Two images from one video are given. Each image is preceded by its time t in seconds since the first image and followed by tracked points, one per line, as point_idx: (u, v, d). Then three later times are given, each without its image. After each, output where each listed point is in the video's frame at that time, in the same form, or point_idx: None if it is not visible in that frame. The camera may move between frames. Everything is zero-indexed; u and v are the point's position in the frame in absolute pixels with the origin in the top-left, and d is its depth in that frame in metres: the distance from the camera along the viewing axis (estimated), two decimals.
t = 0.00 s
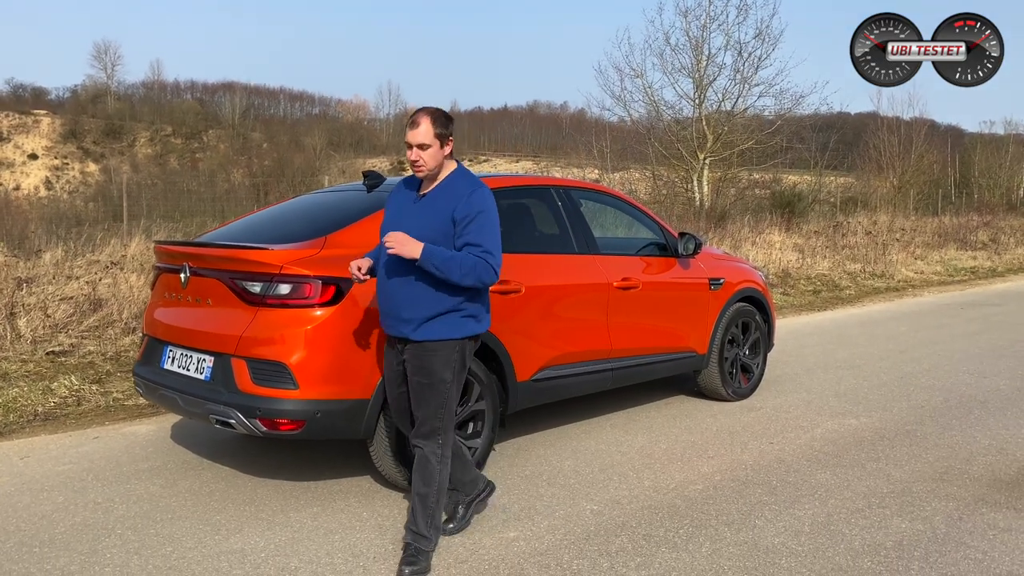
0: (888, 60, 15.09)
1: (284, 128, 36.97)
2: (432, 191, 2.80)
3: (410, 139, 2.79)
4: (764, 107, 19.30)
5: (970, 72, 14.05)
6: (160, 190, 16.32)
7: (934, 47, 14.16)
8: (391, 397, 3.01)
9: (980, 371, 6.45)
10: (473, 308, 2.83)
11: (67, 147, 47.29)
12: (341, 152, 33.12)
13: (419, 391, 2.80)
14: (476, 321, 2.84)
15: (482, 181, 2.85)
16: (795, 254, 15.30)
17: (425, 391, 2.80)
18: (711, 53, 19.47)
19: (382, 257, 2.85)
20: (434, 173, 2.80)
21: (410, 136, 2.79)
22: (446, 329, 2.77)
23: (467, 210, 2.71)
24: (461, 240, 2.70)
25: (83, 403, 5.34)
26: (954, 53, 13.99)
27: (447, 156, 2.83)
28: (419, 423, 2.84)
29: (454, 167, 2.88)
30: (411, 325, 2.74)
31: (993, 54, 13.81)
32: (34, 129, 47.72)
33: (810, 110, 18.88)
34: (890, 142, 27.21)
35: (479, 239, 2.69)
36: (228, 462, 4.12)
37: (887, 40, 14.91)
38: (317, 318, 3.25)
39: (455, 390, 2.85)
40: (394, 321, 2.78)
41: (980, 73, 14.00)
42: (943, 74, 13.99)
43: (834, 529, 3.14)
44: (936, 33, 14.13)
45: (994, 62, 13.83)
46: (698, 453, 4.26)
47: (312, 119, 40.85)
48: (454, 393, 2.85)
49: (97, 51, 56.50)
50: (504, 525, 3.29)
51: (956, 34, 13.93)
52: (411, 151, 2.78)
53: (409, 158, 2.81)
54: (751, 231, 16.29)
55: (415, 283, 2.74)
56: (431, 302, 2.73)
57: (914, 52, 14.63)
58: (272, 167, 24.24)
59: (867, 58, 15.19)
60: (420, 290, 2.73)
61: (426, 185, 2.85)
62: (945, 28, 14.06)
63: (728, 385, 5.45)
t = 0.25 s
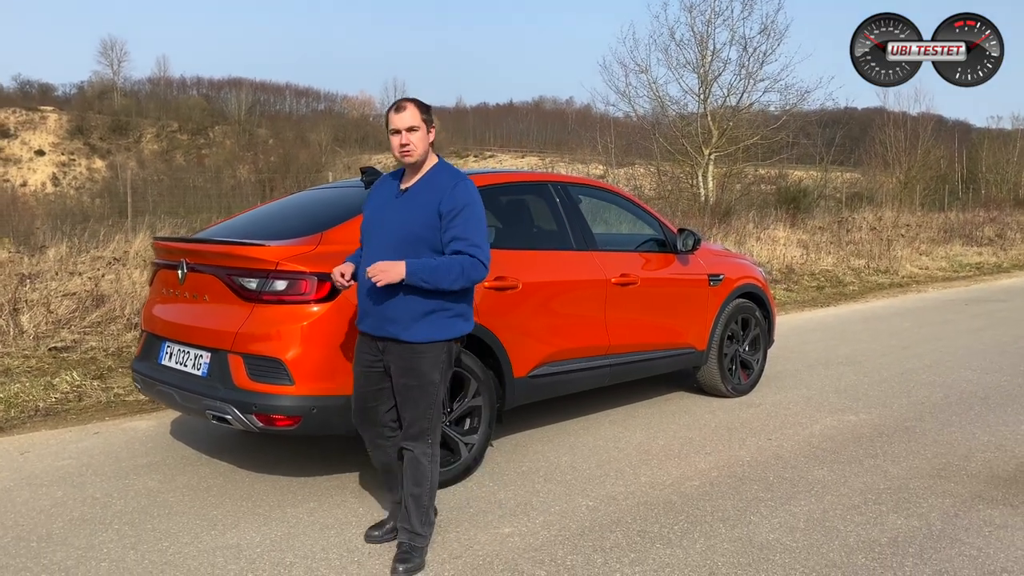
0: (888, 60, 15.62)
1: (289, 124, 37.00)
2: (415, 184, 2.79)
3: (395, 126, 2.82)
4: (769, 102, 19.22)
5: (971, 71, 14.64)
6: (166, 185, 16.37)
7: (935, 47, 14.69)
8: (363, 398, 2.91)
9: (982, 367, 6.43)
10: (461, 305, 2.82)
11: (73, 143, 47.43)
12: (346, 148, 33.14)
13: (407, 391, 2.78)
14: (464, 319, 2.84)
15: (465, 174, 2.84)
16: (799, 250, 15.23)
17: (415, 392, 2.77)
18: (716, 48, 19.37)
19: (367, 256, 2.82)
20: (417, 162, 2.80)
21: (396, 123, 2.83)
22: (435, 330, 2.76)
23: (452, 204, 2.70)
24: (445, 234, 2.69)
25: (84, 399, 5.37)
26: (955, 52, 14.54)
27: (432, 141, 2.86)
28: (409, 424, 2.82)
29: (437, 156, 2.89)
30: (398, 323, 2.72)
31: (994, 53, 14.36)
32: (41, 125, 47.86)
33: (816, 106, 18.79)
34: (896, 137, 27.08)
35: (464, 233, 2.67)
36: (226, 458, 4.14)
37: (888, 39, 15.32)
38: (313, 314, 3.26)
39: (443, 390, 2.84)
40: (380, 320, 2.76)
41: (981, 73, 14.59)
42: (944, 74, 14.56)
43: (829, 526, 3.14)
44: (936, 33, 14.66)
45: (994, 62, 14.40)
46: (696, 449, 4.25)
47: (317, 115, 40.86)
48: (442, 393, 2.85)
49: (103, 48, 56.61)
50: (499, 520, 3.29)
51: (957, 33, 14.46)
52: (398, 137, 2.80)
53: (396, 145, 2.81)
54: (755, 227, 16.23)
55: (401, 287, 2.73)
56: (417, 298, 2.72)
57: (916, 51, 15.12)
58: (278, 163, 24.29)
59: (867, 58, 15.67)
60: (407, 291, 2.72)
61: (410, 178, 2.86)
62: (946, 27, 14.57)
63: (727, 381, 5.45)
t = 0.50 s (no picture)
0: (888, 60, 16.81)
1: (296, 120, 37.10)
2: (403, 181, 2.75)
3: (377, 121, 2.79)
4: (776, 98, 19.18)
5: (971, 71, 15.99)
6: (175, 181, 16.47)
7: (937, 48, 15.95)
8: (338, 403, 2.80)
9: (984, 364, 6.41)
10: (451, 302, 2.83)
11: (82, 139, 47.64)
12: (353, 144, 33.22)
13: (402, 394, 2.76)
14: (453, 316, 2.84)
15: (449, 170, 2.84)
16: (805, 247, 15.19)
17: (413, 397, 2.77)
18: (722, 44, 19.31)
19: (353, 255, 2.74)
20: (401, 159, 2.78)
21: (377, 119, 2.79)
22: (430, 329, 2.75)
23: (447, 201, 2.70)
24: (442, 231, 2.69)
25: (87, 394, 5.40)
26: (956, 53, 15.84)
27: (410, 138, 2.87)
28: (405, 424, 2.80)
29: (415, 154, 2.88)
30: (397, 322, 2.68)
31: (993, 54, 15.64)
32: (50, 122, 48.08)
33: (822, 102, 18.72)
34: (904, 133, 26.98)
35: (462, 228, 2.68)
36: (226, 454, 4.16)
37: (888, 39, 16.43)
38: (310, 310, 3.27)
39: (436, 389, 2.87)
40: (375, 321, 2.69)
41: (980, 72, 15.93)
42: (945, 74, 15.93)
43: (824, 523, 3.14)
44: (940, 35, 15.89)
45: (993, 62, 15.69)
46: (694, 446, 4.25)
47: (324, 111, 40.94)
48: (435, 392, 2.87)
49: (111, 44, 56.81)
50: (495, 517, 3.30)
51: (959, 34, 15.67)
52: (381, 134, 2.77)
53: (381, 142, 2.77)
54: (762, 223, 16.22)
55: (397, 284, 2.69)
56: (417, 295, 2.70)
57: (916, 51, 16.33)
58: (285, 160, 24.37)
59: (868, 59, 16.80)
60: (404, 289, 2.68)
61: (390, 175, 2.81)
62: (948, 29, 15.75)
63: (727, 377, 5.44)
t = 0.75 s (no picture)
0: (889, 60, 16.92)
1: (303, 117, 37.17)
2: (380, 179, 2.67)
3: (346, 119, 2.69)
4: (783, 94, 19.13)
5: (970, 72, 16.52)
6: (183, 177, 16.57)
7: (934, 47, 16.36)
8: (321, 409, 2.70)
9: (988, 362, 6.38)
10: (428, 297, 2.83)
11: (92, 136, 47.91)
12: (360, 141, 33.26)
13: (389, 396, 2.73)
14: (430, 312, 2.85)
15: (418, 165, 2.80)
16: (811, 244, 15.13)
17: (400, 398, 2.75)
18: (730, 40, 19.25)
19: (336, 256, 2.62)
20: (373, 157, 2.69)
21: (346, 117, 2.70)
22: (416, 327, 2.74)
23: (431, 199, 2.68)
24: (426, 228, 2.67)
25: (90, 389, 5.44)
26: (954, 53, 16.32)
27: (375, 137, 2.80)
28: (395, 423, 2.77)
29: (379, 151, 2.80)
30: (390, 322, 2.64)
31: (993, 54, 16.06)
32: (60, 118, 48.38)
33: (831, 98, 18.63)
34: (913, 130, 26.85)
35: (446, 224, 2.68)
36: (226, 448, 4.19)
37: (887, 39, 16.67)
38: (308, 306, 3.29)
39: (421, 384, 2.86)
40: (367, 322, 2.62)
41: (980, 73, 16.42)
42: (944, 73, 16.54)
43: (820, 520, 3.14)
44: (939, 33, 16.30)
45: (993, 61, 16.13)
46: (692, 442, 4.26)
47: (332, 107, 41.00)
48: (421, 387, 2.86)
49: (121, 41, 57.07)
50: (492, 511, 3.32)
51: (956, 33, 16.05)
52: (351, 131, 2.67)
53: (351, 139, 2.66)
54: (768, 220, 16.17)
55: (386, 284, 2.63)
56: (406, 292, 2.67)
57: (914, 51, 16.67)
58: (293, 156, 24.47)
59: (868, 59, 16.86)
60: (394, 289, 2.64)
61: (358, 172, 2.71)
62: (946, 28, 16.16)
63: (727, 375, 5.43)
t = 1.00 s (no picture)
0: (886, 61, 16.93)
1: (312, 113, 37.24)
2: (341, 174, 2.58)
3: (300, 113, 2.56)
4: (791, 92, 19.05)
5: (970, 71, 16.67)
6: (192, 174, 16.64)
7: (933, 47, 16.31)
8: (292, 413, 2.59)
9: (992, 361, 6.35)
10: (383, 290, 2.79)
11: (102, 132, 48.15)
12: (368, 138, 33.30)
13: (364, 393, 2.66)
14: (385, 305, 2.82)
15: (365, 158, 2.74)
16: (817, 242, 15.08)
17: (375, 395, 2.69)
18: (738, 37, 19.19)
19: (306, 257, 2.47)
20: (329, 153, 2.58)
21: (300, 110, 2.56)
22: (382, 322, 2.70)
23: (392, 192, 2.65)
24: (389, 222, 2.63)
25: (95, 385, 5.49)
26: (953, 53, 16.32)
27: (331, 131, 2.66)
28: (375, 420, 2.72)
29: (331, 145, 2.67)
30: (368, 319, 2.57)
31: (992, 53, 16.16)
32: (70, 115, 48.63)
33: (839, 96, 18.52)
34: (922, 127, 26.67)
35: (407, 217, 2.67)
36: (227, 444, 4.22)
37: (886, 39, 16.63)
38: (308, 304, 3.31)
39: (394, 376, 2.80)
40: (345, 321, 2.53)
41: (980, 72, 16.54)
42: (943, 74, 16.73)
43: (816, 518, 3.14)
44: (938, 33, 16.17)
45: (992, 61, 16.24)
46: (691, 440, 4.26)
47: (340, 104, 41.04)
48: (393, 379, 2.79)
49: (131, 38, 57.28)
50: (489, 508, 3.33)
51: (955, 33, 16.00)
52: (304, 126, 2.54)
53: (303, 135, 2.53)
54: (776, 218, 16.11)
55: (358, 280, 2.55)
56: (376, 287, 2.62)
57: (913, 51, 16.62)
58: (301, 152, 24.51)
59: (866, 58, 16.90)
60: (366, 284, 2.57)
61: (312, 167, 2.58)
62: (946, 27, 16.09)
63: (729, 372, 5.43)
